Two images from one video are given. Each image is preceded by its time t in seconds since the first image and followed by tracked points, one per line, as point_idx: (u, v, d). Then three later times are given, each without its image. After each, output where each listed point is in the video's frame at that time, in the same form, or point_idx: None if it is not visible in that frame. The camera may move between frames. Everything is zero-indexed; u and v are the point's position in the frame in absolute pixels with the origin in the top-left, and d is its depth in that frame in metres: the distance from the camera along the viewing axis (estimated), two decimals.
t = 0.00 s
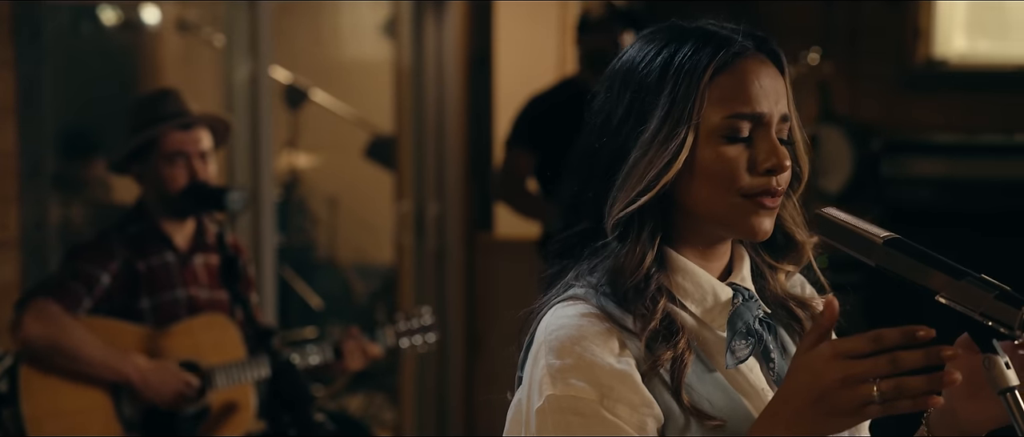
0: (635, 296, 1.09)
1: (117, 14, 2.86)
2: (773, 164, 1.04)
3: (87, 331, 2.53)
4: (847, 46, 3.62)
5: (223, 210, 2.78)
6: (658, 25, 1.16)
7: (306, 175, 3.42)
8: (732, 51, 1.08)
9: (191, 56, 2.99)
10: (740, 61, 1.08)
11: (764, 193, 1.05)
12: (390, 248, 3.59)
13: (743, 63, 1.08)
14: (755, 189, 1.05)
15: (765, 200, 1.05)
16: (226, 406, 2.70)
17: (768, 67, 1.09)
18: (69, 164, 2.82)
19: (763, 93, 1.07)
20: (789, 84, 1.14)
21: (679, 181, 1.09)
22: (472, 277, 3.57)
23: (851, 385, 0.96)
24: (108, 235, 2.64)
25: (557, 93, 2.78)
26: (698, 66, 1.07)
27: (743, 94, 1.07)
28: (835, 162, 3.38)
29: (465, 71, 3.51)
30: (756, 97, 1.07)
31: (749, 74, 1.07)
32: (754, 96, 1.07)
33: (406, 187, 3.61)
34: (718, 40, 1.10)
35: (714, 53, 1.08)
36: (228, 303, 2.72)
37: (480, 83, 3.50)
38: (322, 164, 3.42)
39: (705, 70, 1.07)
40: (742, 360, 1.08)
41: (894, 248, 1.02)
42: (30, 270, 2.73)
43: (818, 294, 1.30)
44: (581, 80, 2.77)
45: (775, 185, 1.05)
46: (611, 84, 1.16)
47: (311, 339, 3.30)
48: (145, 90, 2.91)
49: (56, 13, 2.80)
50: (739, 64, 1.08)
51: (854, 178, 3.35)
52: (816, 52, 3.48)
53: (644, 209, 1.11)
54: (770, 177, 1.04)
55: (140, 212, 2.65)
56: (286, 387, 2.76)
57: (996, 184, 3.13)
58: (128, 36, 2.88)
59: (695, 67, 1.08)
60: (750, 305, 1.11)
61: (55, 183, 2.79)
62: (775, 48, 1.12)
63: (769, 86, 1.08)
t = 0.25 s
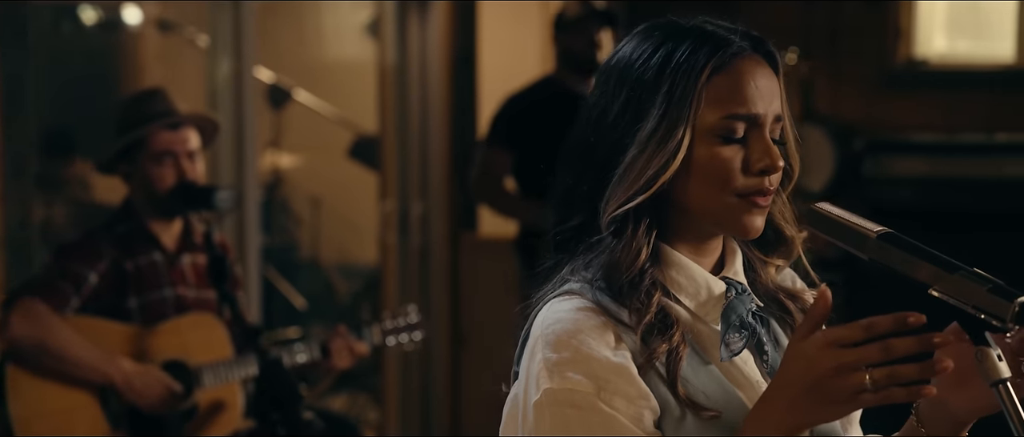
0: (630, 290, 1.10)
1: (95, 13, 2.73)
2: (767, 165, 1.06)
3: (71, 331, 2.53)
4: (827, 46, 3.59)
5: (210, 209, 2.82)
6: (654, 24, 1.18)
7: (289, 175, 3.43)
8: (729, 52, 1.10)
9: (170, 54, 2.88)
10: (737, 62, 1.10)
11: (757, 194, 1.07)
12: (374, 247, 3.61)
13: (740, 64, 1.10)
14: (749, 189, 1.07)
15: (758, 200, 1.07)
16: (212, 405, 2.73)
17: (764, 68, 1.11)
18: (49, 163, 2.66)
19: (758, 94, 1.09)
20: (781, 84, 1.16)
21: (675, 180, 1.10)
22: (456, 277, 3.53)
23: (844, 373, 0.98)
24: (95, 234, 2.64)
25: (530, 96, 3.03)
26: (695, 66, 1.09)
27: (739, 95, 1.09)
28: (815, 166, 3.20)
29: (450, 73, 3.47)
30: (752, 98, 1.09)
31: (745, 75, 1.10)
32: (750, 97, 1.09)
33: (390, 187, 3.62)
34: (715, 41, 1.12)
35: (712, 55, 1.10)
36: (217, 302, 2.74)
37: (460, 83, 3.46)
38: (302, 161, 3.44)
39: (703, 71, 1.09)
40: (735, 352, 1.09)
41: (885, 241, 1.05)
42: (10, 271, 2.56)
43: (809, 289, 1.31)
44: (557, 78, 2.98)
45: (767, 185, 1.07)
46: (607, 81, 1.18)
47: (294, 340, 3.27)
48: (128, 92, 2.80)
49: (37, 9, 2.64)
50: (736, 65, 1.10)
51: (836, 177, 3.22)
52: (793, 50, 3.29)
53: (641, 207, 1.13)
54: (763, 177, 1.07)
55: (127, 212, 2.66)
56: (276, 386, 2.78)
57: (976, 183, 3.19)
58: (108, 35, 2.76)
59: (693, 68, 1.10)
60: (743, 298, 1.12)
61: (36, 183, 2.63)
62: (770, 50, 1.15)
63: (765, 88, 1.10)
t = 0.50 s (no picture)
0: (624, 284, 1.11)
1: (76, 14, 2.84)
2: (759, 160, 1.07)
3: (58, 326, 2.52)
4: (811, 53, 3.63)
5: (198, 209, 2.80)
6: (646, 20, 1.19)
7: (272, 175, 3.35)
8: (721, 49, 1.11)
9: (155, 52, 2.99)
10: (729, 58, 1.11)
11: (749, 188, 1.08)
12: (358, 247, 3.54)
13: (732, 60, 1.11)
14: (741, 184, 1.08)
15: (751, 194, 1.08)
16: (200, 404, 2.71)
17: (756, 64, 1.12)
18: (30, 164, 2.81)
19: (750, 90, 1.10)
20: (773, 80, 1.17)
21: (668, 176, 1.12)
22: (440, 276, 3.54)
23: (836, 364, 0.99)
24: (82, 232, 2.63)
25: (500, 96, 3.03)
26: (688, 62, 1.10)
27: (731, 90, 1.10)
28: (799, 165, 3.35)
29: (434, 73, 3.50)
30: (744, 95, 1.10)
31: (737, 71, 1.11)
32: (742, 92, 1.10)
33: (374, 187, 3.57)
34: (707, 37, 1.13)
35: (704, 51, 1.11)
36: (204, 300, 2.73)
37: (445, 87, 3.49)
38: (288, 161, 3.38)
39: (695, 67, 1.10)
40: (727, 345, 1.10)
41: (879, 235, 1.07)
42: None
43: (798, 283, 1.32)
44: (536, 76, 3.00)
45: (759, 179, 1.08)
46: (600, 77, 1.19)
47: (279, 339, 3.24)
48: (111, 91, 2.89)
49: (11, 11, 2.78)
50: (728, 61, 1.11)
51: (819, 175, 3.33)
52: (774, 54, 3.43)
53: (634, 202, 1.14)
54: (755, 172, 1.08)
55: (113, 211, 2.66)
56: (265, 383, 2.74)
57: (958, 182, 3.18)
58: (85, 37, 2.87)
59: (685, 63, 1.11)
60: (734, 291, 1.14)
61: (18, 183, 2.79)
62: (762, 46, 1.16)
63: (757, 83, 1.11)
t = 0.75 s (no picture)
0: (619, 280, 1.12)
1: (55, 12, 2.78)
2: (753, 156, 1.08)
3: (44, 326, 2.50)
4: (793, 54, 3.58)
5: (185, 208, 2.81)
6: (640, 20, 1.20)
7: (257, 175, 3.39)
8: (715, 46, 1.12)
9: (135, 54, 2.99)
10: (723, 56, 1.12)
11: (744, 183, 1.09)
12: (343, 247, 3.58)
13: (726, 57, 1.12)
14: (736, 180, 1.09)
15: (745, 190, 1.09)
16: (188, 403, 2.73)
17: (749, 61, 1.13)
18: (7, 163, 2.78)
19: (743, 86, 1.11)
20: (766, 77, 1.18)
21: (664, 171, 1.12)
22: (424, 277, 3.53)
23: (833, 356, 1.00)
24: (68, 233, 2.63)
25: (476, 98, 3.09)
26: (682, 60, 1.11)
27: (725, 88, 1.11)
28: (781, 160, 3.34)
29: (419, 73, 3.48)
30: (738, 92, 1.11)
31: (732, 68, 1.12)
32: (736, 89, 1.11)
33: (358, 186, 3.60)
34: (701, 35, 1.14)
35: (698, 49, 1.12)
36: (190, 300, 2.74)
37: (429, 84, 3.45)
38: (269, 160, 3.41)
39: (689, 65, 1.11)
40: (721, 340, 1.12)
41: (873, 232, 1.08)
42: None
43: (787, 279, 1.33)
44: (516, 77, 3.06)
45: (753, 175, 1.09)
46: (595, 75, 1.20)
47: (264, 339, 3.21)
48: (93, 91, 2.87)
49: None
50: (722, 58, 1.12)
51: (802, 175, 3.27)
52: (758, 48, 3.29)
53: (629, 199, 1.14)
54: (750, 168, 1.09)
55: (100, 211, 2.66)
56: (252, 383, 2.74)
57: (942, 180, 3.13)
58: (65, 37, 2.83)
59: (680, 61, 1.12)
60: (727, 286, 1.15)
61: None
62: (755, 43, 1.17)
63: (750, 80, 1.12)
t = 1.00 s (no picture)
0: (614, 278, 1.12)
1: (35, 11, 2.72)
2: (749, 158, 1.10)
3: (35, 327, 2.52)
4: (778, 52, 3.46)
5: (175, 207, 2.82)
6: (637, 19, 1.21)
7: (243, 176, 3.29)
8: (712, 49, 1.14)
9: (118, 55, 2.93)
10: (720, 58, 1.13)
11: (738, 186, 1.11)
12: (329, 248, 3.46)
13: (722, 59, 1.13)
14: (732, 182, 1.11)
15: (739, 193, 1.11)
16: (176, 404, 2.72)
17: (745, 64, 1.15)
18: None
19: (739, 88, 1.13)
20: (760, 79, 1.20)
21: (660, 171, 1.14)
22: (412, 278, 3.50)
23: (829, 352, 1.01)
24: (57, 234, 2.63)
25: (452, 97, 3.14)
26: (680, 61, 1.13)
27: (722, 90, 1.12)
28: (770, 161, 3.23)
29: (404, 74, 3.47)
30: (734, 94, 1.12)
31: (727, 70, 1.13)
32: (732, 91, 1.12)
33: (344, 187, 3.49)
34: (698, 36, 1.15)
35: (695, 51, 1.13)
36: (179, 300, 2.73)
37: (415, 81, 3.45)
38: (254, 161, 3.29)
39: (687, 67, 1.12)
40: (714, 337, 1.13)
41: (864, 230, 1.09)
42: None
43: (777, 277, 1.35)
44: (494, 78, 3.10)
45: (746, 178, 1.11)
46: (591, 75, 1.21)
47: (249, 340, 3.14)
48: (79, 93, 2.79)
49: None
50: (719, 61, 1.13)
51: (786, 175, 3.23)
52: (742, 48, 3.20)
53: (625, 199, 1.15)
54: (744, 170, 1.11)
55: (89, 211, 2.66)
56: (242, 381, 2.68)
57: (926, 181, 3.14)
58: (45, 37, 2.75)
59: (677, 63, 1.13)
60: (720, 284, 1.17)
61: None
62: (750, 46, 1.18)
63: (746, 82, 1.13)
